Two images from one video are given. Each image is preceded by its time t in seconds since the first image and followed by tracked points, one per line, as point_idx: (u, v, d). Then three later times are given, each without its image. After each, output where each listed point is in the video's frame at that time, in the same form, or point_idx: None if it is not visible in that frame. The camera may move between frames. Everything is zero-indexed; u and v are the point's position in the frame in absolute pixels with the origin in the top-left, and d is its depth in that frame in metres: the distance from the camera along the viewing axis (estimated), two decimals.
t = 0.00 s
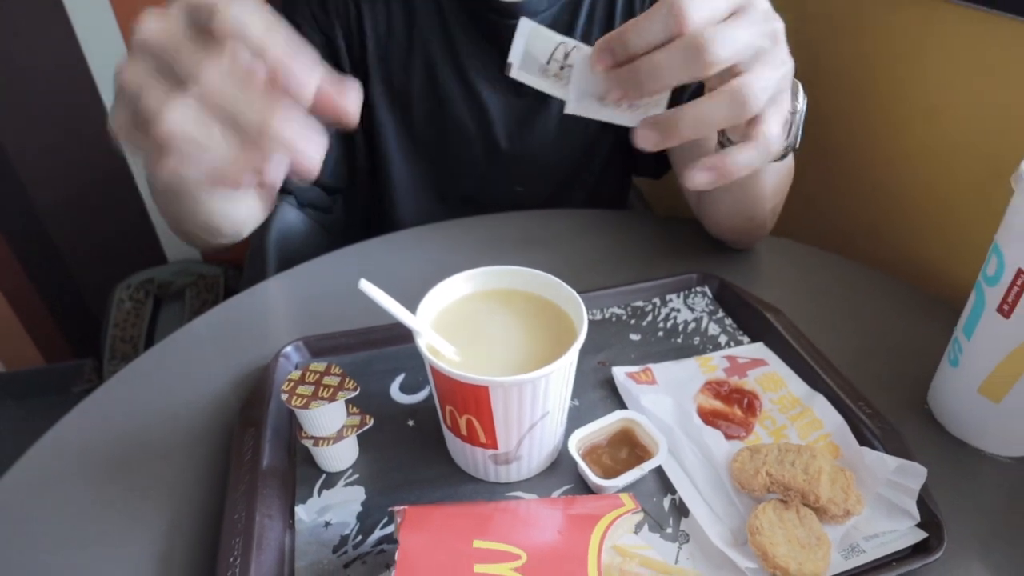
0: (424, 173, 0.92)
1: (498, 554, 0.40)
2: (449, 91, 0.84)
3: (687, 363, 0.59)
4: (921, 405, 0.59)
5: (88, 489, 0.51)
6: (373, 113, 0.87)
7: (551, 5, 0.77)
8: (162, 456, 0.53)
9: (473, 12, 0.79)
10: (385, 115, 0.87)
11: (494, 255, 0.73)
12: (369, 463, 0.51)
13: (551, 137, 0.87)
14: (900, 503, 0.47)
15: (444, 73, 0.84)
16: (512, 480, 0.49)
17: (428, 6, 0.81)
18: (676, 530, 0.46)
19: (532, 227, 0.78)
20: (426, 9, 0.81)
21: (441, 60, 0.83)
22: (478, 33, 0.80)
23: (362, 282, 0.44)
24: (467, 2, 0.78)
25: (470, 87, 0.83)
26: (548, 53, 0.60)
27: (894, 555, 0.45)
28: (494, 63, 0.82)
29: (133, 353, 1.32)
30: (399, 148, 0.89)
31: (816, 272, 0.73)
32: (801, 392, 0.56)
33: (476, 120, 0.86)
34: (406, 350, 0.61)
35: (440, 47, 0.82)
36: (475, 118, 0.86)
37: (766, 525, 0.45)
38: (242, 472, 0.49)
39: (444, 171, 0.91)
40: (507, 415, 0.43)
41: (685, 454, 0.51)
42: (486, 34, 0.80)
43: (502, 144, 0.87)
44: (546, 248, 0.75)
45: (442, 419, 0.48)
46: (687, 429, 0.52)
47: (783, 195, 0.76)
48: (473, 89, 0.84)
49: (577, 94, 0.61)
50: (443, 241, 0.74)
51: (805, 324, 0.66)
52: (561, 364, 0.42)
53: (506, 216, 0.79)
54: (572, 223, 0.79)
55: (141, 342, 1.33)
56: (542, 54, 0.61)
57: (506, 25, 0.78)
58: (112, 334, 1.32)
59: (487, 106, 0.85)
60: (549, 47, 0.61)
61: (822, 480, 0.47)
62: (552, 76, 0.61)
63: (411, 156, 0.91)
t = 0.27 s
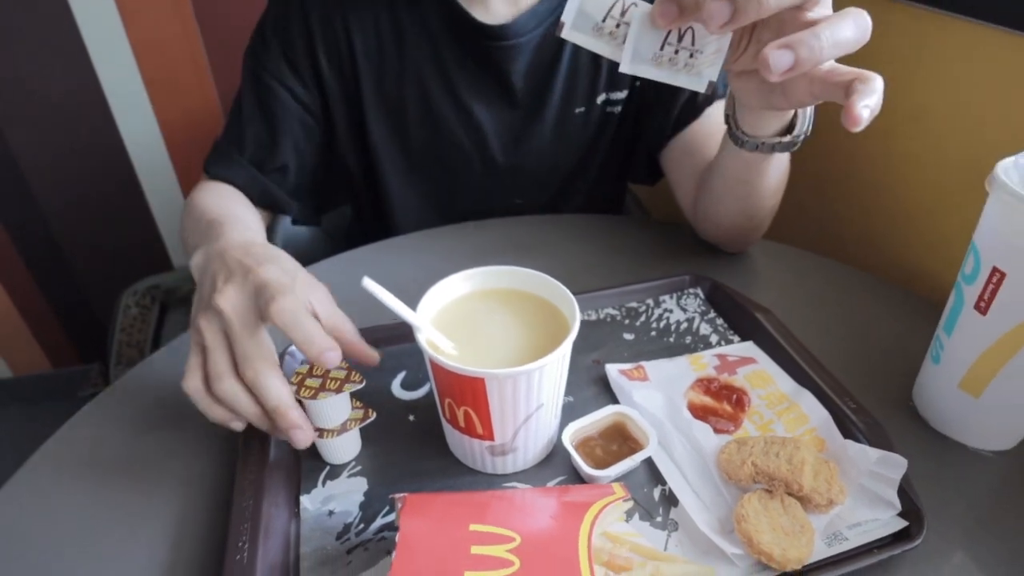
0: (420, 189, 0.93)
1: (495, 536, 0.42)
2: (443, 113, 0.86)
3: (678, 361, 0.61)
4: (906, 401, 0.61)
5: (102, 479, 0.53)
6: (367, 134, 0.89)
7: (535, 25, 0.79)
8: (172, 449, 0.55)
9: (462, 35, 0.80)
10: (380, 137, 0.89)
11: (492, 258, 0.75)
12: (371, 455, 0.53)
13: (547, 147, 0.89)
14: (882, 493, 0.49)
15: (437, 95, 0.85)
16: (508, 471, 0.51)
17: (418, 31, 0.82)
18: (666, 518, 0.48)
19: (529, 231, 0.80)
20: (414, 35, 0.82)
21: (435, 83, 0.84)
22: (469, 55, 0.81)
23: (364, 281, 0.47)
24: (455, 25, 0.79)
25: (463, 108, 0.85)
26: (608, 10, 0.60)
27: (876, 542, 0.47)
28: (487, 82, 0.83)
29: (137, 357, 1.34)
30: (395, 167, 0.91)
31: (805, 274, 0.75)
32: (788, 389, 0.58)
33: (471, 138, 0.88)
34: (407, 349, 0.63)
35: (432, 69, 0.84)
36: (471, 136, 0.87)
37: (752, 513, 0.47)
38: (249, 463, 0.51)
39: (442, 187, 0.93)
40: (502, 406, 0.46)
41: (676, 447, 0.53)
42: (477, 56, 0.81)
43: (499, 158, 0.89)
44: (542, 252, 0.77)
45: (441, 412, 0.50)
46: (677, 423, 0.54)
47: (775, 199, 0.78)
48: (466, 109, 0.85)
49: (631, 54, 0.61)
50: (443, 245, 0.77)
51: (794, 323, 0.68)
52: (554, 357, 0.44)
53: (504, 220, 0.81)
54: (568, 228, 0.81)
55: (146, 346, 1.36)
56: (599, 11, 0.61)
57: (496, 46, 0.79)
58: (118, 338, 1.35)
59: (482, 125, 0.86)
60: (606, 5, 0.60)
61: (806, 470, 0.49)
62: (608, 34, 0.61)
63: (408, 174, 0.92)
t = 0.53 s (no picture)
0: (419, 203, 0.95)
1: (495, 531, 0.44)
2: (441, 133, 0.88)
3: (675, 364, 0.63)
4: (899, 403, 0.62)
5: (115, 478, 0.55)
6: (366, 153, 0.90)
7: (527, 44, 0.81)
8: (183, 450, 0.57)
9: (459, 59, 0.82)
10: (379, 157, 0.90)
11: (493, 264, 0.77)
12: (375, 455, 0.55)
13: (547, 162, 0.91)
14: (872, 491, 0.50)
15: (435, 115, 0.87)
16: (508, 470, 0.52)
17: (413, 54, 0.84)
18: (661, 516, 0.49)
19: (529, 237, 0.82)
20: (410, 57, 0.84)
21: (432, 105, 0.86)
22: (466, 76, 0.84)
23: (370, 286, 0.48)
24: (450, 49, 0.82)
25: (461, 128, 0.87)
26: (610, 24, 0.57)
27: (866, 539, 0.48)
28: (484, 103, 0.86)
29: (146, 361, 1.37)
30: (394, 183, 0.93)
31: (800, 279, 0.77)
32: (782, 390, 0.60)
33: (470, 156, 0.90)
34: (410, 352, 0.65)
35: (428, 91, 0.85)
36: (469, 154, 0.89)
37: (744, 510, 0.48)
38: (257, 462, 0.53)
39: (442, 202, 0.95)
40: (502, 406, 0.47)
41: (672, 447, 0.54)
42: (473, 77, 0.83)
43: (498, 173, 0.91)
44: (542, 258, 0.79)
45: (443, 412, 0.52)
46: (673, 424, 0.56)
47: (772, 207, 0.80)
48: (464, 128, 0.87)
49: (636, 67, 0.59)
50: (445, 251, 0.78)
51: (789, 327, 0.70)
52: (552, 359, 0.46)
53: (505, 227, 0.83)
54: (567, 234, 0.83)
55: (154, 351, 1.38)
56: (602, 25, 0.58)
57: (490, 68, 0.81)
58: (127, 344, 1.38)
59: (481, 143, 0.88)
60: (610, 18, 0.57)
61: (798, 469, 0.50)
62: (611, 48, 0.58)
63: (408, 191, 0.94)
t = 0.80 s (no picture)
0: (412, 229, 0.98)
1: (485, 542, 0.45)
2: (436, 157, 0.92)
3: (665, 379, 0.64)
4: (885, 417, 0.64)
5: (118, 490, 0.56)
6: (360, 180, 0.94)
7: (516, 77, 0.88)
8: (184, 463, 0.58)
9: (452, 91, 0.87)
10: (373, 183, 0.94)
11: (488, 281, 0.79)
12: (372, 468, 0.56)
13: (540, 186, 0.96)
14: (855, 503, 0.52)
15: (428, 143, 0.91)
16: (500, 482, 0.54)
17: (406, 86, 0.89)
18: (649, 527, 0.50)
19: (524, 254, 0.84)
20: (405, 88, 0.89)
21: (426, 134, 0.91)
22: (458, 107, 0.89)
23: (366, 303, 0.50)
24: (442, 82, 0.87)
25: (454, 156, 0.92)
26: (561, 40, 0.61)
27: (848, 550, 0.49)
28: (476, 132, 0.91)
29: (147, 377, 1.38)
30: (388, 209, 0.96)
31: (789, 295, 0.78)
32: (769, 404, 0.61)
33: (463, 182, 0.94)
34: (406, 368, 0.66)
35: (421, 120, 0.90)
36: (462, 180, 0.94)
37: (729, 521, 0.49)
38: (256, 475, 0.54)
39: (439, 223, 0.98)
40: (493, 420, 0.48)
41: (660, 461, 0.55)
42: (465, 107, 0.88)
43: (492, 196, 0.96)
44: (536, 274, 0.81)
45: (437, 426, 0.53)
46: (662, 437, 0.57)
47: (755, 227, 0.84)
48: (457, 156, 0.92)
49: (588, 78, 0.63)
50: (442, 268, 0.80)
51: (777, 342, 0.72)
52: (541, 373, 0.47)
53: (500, 245, 0.85)
54: (560, 252, 0.85)
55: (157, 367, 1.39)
56: (554, 43, 0.62)
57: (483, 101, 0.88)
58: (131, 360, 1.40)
59: (473, 168, 0.93)
60: (562, 36, 0.61)
61: (782, 482, 0.52)
62: (564, 63, 0.62)
63: (406, 213, 0.97)
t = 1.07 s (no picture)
0: (409, 237, 1.03)
1: (474, 532, 0.47)
2: (433, 173, 0.97)
3: (654, 381, 0.66)
4: (868, 417, 0.65)
5: (122, 487, 0.58)
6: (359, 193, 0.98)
7: (512, 94, 0.92)
8: (186, 463, 0.60)
9: (447, 109, 0.91)
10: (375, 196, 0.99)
11: (482, 287, 0.81)
12: (368, 467, 0.58)
13: (535, 196, 1.01)
14: (836, 500, 0.53)
15: (424, 158, 0.96)
16: (492, 480, 0.56)
17: (402, 104, 0.93)
18: (635, 523, 0.52)
19: (516, 262, 0.86)
20: (400, 106, 0.93)
21: (423, 153, 0.96)
22: (453, 124, 0.93)
23: (362, 307, 0.52)
24: (438, 101, 0.91)
25: (449, 170, 0.96)
26: (566, 86, 0.63)
27: (828, 544, 0.51)
28: (470, 147, 0.95)
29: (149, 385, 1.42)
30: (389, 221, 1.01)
31: (776, 300, 0.80)
32: (754, 405, 0.63)
33: (459, 195, 0.99)
34: (402, 371, 0.69)
35: (417, 137, 0.95)
36: (458, 193, 0.99)
37: (712, 517, 0.51)
38: (255, 473, 0.56)
39: (437, 234, 1.03)
40: (483, 419, 0.50)
41: (647, 459, 0.57)
42: (459, 125, 0.93)
43: (487, 207, 1.01)
44: (529, 280, 0.83)
45: (430, 425, 0.55)
46: (649, 437, 0.59)
47: (743, 239, 0.86)
48: (453, 170, 0.97)
49: (598, 120, 0.63)
50: (438, 275, 0.83)
51: (763, 345, 0.73)
52: (529, 373, 0.49)
53: (494, 253, 0.88)
54: (552, 260, 0.88)
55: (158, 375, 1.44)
56: (558, 89, 0.63)
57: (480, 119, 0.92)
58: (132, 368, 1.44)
59: (469, 183, 0.98)
60: (564, 82, 0.63)
61: (764, 480, 0.53)
62: (570, 107, 0.63)
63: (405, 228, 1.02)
